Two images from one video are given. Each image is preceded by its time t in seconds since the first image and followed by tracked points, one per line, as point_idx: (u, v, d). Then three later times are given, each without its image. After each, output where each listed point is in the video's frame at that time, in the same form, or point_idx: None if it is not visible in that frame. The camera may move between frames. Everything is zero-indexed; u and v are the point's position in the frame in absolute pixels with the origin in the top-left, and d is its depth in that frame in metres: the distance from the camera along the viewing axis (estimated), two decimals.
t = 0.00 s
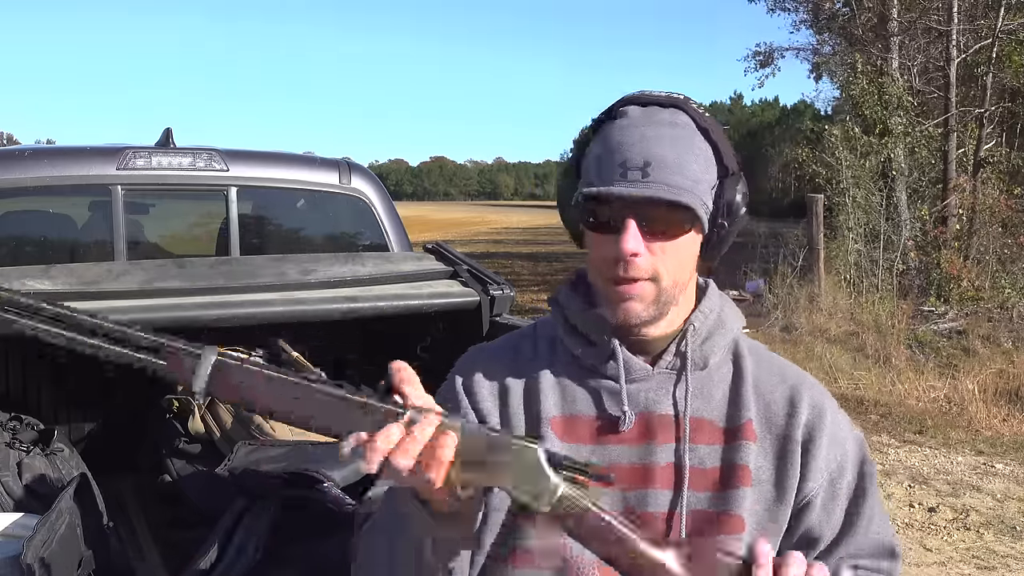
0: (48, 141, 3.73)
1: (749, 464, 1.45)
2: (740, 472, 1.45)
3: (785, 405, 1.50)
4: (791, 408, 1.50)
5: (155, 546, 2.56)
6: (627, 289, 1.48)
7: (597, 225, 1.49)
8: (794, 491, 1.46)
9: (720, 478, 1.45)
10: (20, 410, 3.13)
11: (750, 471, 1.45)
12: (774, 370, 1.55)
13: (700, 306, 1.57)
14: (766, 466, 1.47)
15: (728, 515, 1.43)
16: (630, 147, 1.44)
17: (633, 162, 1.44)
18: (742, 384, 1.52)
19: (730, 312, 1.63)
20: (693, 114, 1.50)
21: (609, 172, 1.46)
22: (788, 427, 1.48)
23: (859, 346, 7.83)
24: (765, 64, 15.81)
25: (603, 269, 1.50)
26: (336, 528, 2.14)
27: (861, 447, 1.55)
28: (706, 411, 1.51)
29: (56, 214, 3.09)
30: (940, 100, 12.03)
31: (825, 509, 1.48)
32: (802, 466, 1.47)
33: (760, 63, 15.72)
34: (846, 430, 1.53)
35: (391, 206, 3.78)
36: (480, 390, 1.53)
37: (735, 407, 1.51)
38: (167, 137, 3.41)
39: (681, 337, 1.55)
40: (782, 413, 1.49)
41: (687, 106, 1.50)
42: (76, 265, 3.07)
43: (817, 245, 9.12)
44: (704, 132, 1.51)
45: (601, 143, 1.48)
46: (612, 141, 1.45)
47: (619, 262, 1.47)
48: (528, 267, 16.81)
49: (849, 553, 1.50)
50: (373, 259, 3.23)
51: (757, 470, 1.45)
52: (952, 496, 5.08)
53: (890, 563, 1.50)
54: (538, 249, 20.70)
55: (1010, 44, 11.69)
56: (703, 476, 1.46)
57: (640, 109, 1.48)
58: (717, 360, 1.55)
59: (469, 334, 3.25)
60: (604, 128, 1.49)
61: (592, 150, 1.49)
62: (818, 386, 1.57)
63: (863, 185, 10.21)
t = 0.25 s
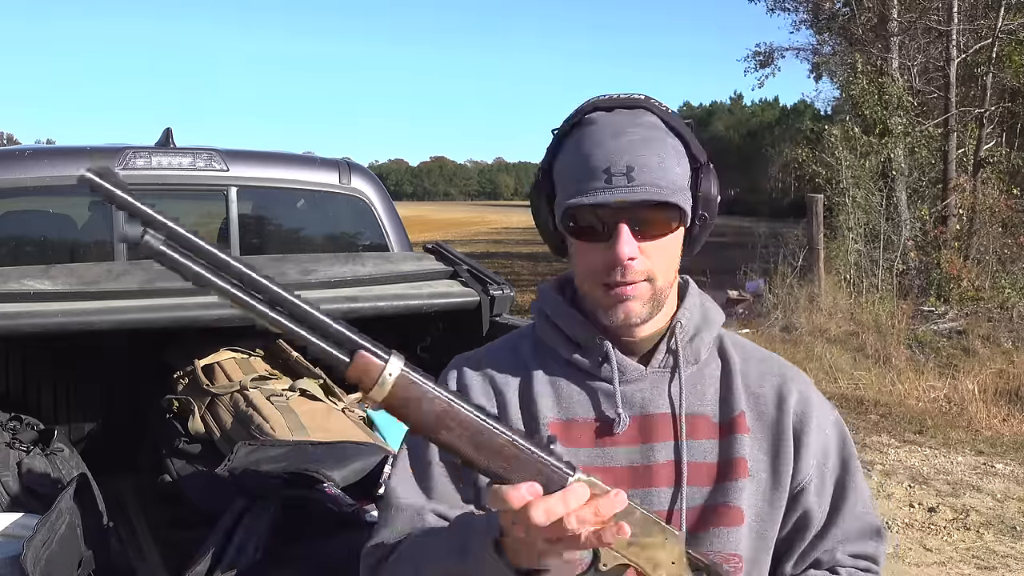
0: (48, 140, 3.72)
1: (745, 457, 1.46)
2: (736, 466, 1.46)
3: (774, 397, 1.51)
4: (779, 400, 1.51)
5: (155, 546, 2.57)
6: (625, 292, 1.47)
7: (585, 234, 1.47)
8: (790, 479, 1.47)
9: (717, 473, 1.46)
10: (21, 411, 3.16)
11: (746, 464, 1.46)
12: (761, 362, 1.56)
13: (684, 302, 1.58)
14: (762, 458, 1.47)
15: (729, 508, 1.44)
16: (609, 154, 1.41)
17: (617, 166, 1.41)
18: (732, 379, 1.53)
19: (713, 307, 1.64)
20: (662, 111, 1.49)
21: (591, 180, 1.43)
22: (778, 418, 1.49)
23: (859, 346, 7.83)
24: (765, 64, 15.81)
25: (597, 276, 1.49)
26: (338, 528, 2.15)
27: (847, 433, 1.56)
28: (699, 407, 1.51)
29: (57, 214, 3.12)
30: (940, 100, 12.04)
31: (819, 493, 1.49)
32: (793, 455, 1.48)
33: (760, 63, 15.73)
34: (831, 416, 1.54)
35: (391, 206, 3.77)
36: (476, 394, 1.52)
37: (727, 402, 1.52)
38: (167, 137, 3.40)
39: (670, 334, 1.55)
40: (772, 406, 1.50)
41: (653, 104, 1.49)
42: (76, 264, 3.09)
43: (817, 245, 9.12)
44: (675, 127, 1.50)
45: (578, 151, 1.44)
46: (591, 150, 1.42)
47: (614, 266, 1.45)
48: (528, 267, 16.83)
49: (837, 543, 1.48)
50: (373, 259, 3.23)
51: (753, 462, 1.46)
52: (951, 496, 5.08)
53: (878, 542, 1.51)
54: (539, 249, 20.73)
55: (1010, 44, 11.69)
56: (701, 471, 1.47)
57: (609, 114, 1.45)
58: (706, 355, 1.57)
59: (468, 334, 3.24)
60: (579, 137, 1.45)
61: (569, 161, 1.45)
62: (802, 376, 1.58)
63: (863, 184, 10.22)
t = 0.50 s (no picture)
0: (48, 140, 3.72)
1: (743, 456, 1.45)
2: (735, 465, 1.45)
3: (770, 397, 1.51)
4: (775, 399, 1.50)
5: (155, 545, 2.58)
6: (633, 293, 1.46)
7: (588, 234, 1.43)
8: (787, 478, 1.46)
9: (717, 472, 1.46)
10: (21, 410, 3.16)
11: (745, 462, 1.45)
12: (757, 362, 1.56)
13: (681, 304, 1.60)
14: (759, 457, 1.47)
15: (728, 508, 1.43)
16: (612, 152, 1.37)
17: (622, 167, 1.38)
18: (729, 379, 1.53)
19: (709, 309, 1.65)
20: (655, 108, 1.46)
21: (594, 179, 1.39)
22: (775, 417, 1.49)
23: (859, 346, 7.83)
24: (766, 64, 15.82)
25: (602, 276, 1.45)
26: (337, 528, 2.13)
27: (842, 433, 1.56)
28: (697, 407, 1.51)
29: (57, 214, 3.10)
30: (940, 100, 12.05)
31: (813, 492, 1.48)
32: (790, 455, 1.47)
33: (760, 63, 15.73)
34: (826, 416, 1.54)
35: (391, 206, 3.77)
36: (481, 395, 1.46)
37: (725, 402, 1.51)
38: (167, 137, 3.40)
39: (669, 335, 1.56)
40: (769, 405, 1.50)
41: (647, 102, 1.45)
42: (76, 264, 3.09)
43: (817, 245, 9.12)
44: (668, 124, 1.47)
45: (580, 152, 1.40)
46: (592, 148, 1.38)
47: (621, 265, 1.42)
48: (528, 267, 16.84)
49: (834, 546, 1.47)
50: (373, 259, 3.23)
51: (751, 461, 1.46)
52: (952, 496, 5.08)
53: (873, 542, 1.49)
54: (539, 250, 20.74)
55: (1010, 44, 11.69)
56: (700, 470, 1.46)
57: (605, 112, 1.41)
58: (704, 355, 1.57)
59: (469, 335, 3.24)
60: (577, 135, 1.41)
61: (568, 161, 1.41)
62: (797, 375, 1.58)
63: (863, 184, 10.21)
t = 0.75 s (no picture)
0: (48, 140, 3.72)
1: (741, 456, 1.45)
2: (733, 465, 1.45)
3: (769, 397, 1.50)
4: (773, 399, 1.49)
5: (155, 545, 2.58)
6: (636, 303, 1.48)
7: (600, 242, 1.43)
8: (785, 477, 1.46)
9: (715, 472, 1.46)
10: (21, 410, 3.17)
11: (742, 462, 1.45)
12: (755, 361, 1.55)
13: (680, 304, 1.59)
14: (757, 457, 1.47)
15: (725, 508, 1.43)
16: (635, 167, 1.38)
17: (643, 180, 1.39)
18: (727, 379, 1.52)
19: (707, 307, 1.64)
20: (678, 117, 1.45)
21: (614, 191, 1.40)
22: (773, 417, 1.48)
23: (859, 346, 7.83)
24: (765, 64, 15.81)
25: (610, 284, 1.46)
26: (338, 527, 2.14)
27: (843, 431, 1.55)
28: (694, 407, 1.51)
29: (57, 213, 3.10)
30: (940, 100, 12.06)
31: (813, 492, 1.48)
32: (788, 455, 1.47)
33: (760, 63, 15.73)
34: (826, 416, 1.53)
35: (391, 206, 3.77)
36: (479, 393, 1.46)
37: (723, 402, 1.51)
38: (167, 137, 3.40)
39: (667, 334, 1.56)
40: (767, 405, 1.49)
41: (671, 110, 1.44)
42: (76, 264, 3.10)
43: (817, 245, 9.12)
44: (690, 135, 1.46)
45: (602, 159, 1.39)
46: (612, 160, 1.38)
47: (632, 277, 1.45)
48: (528, 267, 16.85)
49: (838, 548, 1.48)
50: (373, 259, 3.23)
51: (748, 461, 1.46)
52: (952, 496, 5.08)
53: (876, 543, 1.50)
54: (539, 250, 20.74)
55: (1010, 44, 11.68)
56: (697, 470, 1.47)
57: (629, 118, 1.41)
58: (702, 354, 1.56)
59: (469, 334, 3.24)
60: (597, 141, 1.40)
61: (586, 168, 1.40)
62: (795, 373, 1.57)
63: (863, 184, 10.21)
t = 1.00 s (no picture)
0: (48, 140, 3.72)
1: (733, 457, 1.45)
2: (725, 466, 1.45)
3: (762, 398, 1.50)
4: (767, 400, 1.49)
5: (155, 545, 2.58)
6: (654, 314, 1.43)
7: (631, 250, 1.38)
8: (777, 479, 1.46)
9: (707, 473, 1.46)
10: (21, 410, 3.18)
11: (735, 463, 1.45)
12: (748, 362, 1.55)
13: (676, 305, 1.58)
14: (749, 457, 1.47)
15: (719, 508, 1.43)
16: (680, 178, 1.34)
17: (686, 195, 1.36)
18: (720, 380, 1.53)
19: (703, 308, 1.64)
20: (714, 132, 1.43)
21: (654, 201, 1.35)
22: (766, 418, 1.48)
23: (859, 346, 7.83)
24: (765, 64, 15.82)
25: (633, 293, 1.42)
26: (338, 528, 2.13)
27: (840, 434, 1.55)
28: (687, 408, 1.52)
29: (56, 213, 3.10)
30: (940, 100, 12.09)
31: (807, 494, 1.48)
32: (781, 456, 1.47)
33: (760, 63, 15.73)
34: (821, 417, 1.53)
35: (391, 206, 3.77)
36: (470, 393, 1.46)
37: (716, 403, 1.51)
38: (167, 138, 3.40)
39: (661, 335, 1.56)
40: (760, 407, 1.49)
41: (706, 123, 1.41)
42: (76, 264, 3.11)
43: (817, 245, 9.12)
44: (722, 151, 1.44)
45: (646, 168, 1.33)
46: (659, 167, 1.33)
47: (660, 288, 1.41)
48: (528, 267, 16.87)
49: (836, 551, 1.47)
50: (373, 259, 3.23)
51: (740, 461, 1.46)
52: (951, 496, 5.08)
53: (875, 547, 1.49)
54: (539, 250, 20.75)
55: (1010, 44, 11.68)
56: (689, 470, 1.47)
57: (671, 128, 1.36)
58: (696, 355, 1.56)
59: (468, 334, 3.24)
60: (642, 146, 1.34)
61: (629, 171, 1.34)
62: (789, 374, 1.57)
63: (863, 184, 10.21)
